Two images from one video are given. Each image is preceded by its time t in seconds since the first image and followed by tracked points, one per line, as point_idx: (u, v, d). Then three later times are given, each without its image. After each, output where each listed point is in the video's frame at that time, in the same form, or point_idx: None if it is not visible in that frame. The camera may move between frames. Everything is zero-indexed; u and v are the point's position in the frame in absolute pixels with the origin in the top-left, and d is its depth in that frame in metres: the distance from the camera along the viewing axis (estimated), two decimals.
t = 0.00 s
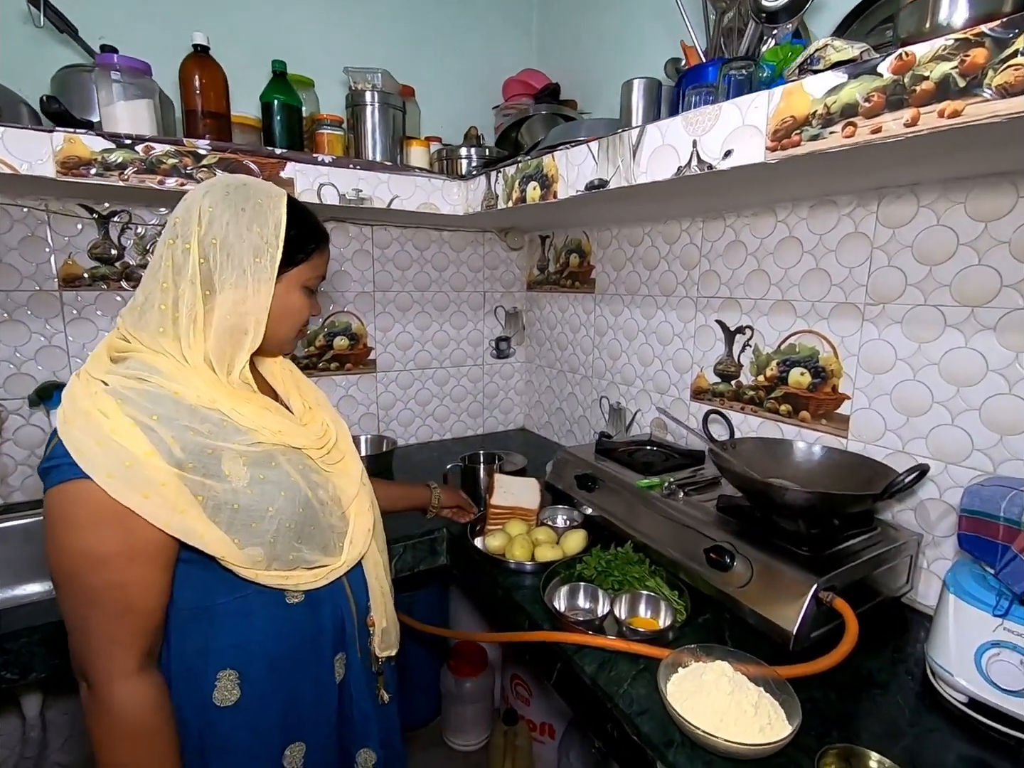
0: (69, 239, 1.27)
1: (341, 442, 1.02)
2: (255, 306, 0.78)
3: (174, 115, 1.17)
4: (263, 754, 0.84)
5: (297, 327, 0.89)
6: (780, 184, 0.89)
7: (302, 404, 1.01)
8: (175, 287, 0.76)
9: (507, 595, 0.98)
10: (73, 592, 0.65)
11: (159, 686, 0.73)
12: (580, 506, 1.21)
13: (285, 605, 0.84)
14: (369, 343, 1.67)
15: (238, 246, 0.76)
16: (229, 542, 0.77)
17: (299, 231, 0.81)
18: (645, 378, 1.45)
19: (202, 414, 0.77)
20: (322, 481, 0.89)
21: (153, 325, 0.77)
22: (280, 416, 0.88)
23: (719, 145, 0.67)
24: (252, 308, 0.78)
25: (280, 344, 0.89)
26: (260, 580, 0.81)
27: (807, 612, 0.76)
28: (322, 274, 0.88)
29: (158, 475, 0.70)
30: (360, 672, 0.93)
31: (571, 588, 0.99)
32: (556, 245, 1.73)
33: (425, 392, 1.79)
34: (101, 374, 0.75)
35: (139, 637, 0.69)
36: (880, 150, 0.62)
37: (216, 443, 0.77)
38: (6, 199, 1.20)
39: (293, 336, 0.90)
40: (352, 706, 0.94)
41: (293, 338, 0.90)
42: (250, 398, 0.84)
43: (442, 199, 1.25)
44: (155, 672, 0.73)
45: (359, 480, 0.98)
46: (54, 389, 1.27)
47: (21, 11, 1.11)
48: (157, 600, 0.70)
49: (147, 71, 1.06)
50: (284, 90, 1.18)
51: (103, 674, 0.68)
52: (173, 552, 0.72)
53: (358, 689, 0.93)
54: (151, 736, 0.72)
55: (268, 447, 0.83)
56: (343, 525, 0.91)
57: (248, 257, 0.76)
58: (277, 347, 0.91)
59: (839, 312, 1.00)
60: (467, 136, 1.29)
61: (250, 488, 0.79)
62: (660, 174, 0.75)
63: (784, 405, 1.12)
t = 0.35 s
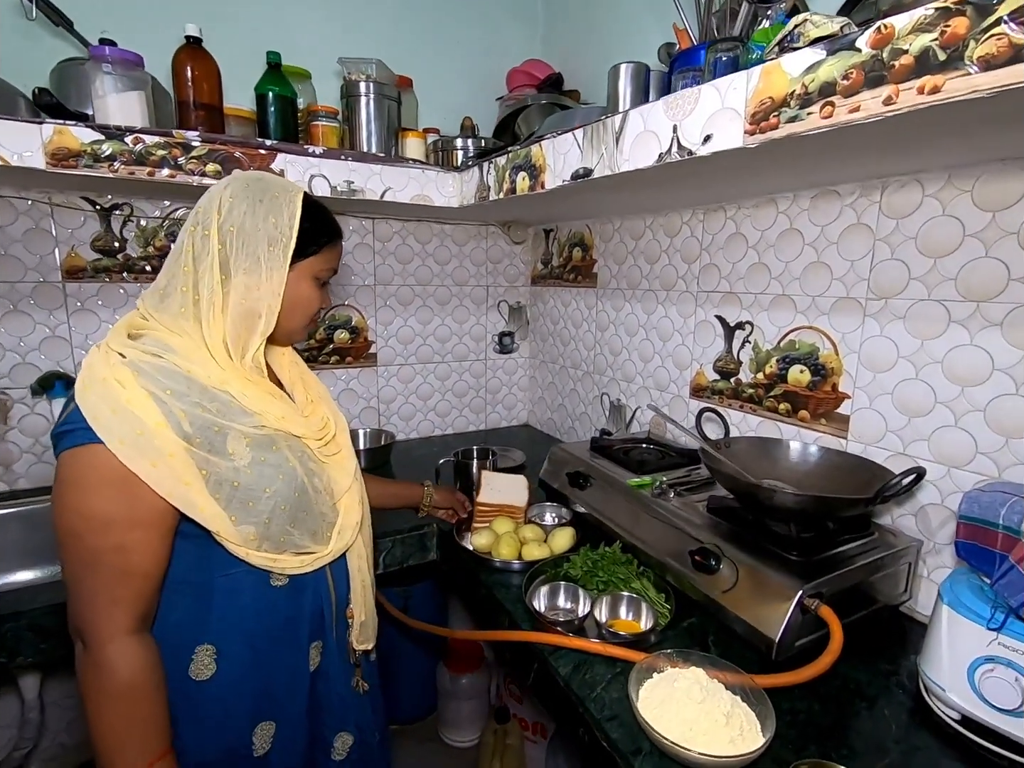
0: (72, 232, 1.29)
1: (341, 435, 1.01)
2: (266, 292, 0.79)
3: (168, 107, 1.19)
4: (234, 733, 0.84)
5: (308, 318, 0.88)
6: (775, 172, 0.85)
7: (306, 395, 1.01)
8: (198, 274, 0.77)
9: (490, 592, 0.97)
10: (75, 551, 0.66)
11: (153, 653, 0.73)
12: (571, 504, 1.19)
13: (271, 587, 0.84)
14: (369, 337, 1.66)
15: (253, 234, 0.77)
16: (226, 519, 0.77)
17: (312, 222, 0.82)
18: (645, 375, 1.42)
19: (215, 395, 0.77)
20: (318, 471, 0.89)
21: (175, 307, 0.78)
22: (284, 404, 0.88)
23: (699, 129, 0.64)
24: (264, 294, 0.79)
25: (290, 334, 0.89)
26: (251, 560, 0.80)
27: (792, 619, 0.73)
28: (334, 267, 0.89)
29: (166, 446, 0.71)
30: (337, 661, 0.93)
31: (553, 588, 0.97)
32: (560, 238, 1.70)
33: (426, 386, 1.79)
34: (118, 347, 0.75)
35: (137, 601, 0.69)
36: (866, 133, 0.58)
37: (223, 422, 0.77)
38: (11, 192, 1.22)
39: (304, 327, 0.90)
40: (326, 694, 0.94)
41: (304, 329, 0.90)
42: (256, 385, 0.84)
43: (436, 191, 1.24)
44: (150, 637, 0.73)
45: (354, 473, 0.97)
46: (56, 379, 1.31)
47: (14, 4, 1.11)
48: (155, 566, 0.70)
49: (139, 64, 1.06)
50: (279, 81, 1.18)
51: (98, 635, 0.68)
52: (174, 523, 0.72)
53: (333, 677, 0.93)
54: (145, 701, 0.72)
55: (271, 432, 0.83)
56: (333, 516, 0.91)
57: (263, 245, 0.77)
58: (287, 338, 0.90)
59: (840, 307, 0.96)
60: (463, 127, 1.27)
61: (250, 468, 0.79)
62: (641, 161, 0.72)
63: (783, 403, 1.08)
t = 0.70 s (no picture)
0: (81, 226, 1.31)
1: (343, 427, 1.01)
2: (273, 290, 0.79)
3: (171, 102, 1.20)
4: (229, 713, 0.84)
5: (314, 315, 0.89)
6: (777, 162, 0.82)
7: (308, 387, 1.01)
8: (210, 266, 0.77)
9: (483, 589, 0.96)
10: (88, 527, 0.65)
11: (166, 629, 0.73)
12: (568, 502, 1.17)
13: (269, 572, 0.84)
14: (375, 331, 1.67)
15: (264, 231, 0.77)
16: (229, 504, 0.77)
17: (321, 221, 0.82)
18: (650, 371, 1.39)
19: (222, 385, 0.78)
20: (318, 461, 0.89)
21: (186, 297, 0.79)
22: (288, 394, 0.88)
23: (688, 116, 0.61)
24: (273, 293, 0.79)
25: (295, 331, 0.89)
26: (252, 545, 0.80)
27: (784, 624, 0.70)
28: (340, 265, 0.89)
29: (175, 431, 0.71)
30: (331, 648, 0.92)
31: (543, 586, 0.95)
32: (567, 232, 1.68)
33: (432, 381, 1.78)
34: (130, 335, 0.76)
35: (148, 578, 0.69)
36: (863, 117, 0.55)
37: (228, 409, 0.77)
38: (23, 187, 1.24)
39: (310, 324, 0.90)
40: (318, 681, 0.93)
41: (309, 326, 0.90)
42: (258, 377, 0.84)
43: (436, 184, 1.23)
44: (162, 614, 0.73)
45: (355, 465, 0.97)
46: (65, 372, 1.35)
47: None
48: (165, 544, 0.70)
49: (142, 59, 1.07)
50: (280, 74, 1.18)
51: (112, 610, 0.68)
52: (180, 506, 0.72)
53: (327, 665, 0.93)
54: (161, 675, 0.71)
55: (273, 421, 0.83)
56: (331, 505, 0.90)
57: (274, 242, 0.77)
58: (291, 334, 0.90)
59: (846, 302, 0.93)
60: (464, 118, 1.26)
61: (253, 456, 0.79)
62: (632, 151, 0.70)
63: (787, 402, 1.04)
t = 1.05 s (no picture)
0: (91, 225, 1.32)
1: (351, 423, 1.00)
2: (275, 289, 0.78)
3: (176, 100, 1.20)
4: (244, 707, 0.84)
5: (317, 313, 0.88)
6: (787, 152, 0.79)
7: (315, 382, 1.00)
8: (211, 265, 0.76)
9: (487, 589, 0.95)
10: (95, 525, 0.66)
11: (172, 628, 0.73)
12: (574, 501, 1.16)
13: (281, 568, 0.83)
14: (383, 327, 1.66)
15: (267, 229, 0.76)
16: (237, 500, 0.77)
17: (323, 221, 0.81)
18: (659, 367, 1.37)
19: (224, 383, 0.77)
20: (325, 456, 0.89)
21: (188, 298, 0.78)
22: (293, 391, 0.87)
23: (690, 106, 0.59)
24: (275, 292, 0.78)
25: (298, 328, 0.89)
26: (261, 540, 0.80)
27: (792, 629, 0.68)
28: (342, 263, 0.88)
29: (179, 430, 0.71)
30: (345, 641, 0.92)
31: (546, 587, 0.93)
32: (576, 226, 1.65)
33: (441, 377, 1.78)
34: (134, 336, 0.76)
35: (154, 577, 0.69)
36: (875, 104, 0.53)
37: (232, 407, 0.77)
38: (34, 187, 1.26)
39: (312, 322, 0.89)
40: (334, 673, 0.93)
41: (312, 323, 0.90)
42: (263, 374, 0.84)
43: (441, 179, 1.21)
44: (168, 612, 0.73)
45: (363, 460, 0.97)
46: (78, 368, 1.35)
47: None
48: (172, 543, 0.70)
49: (146, 57, 1.07)
50: (284, 70, 1.17)
51: (118, 608, 0.68)
52: (187, 505, 0.72)
53: (341, 657, 0.93)
54: (164, 674, 0.71)
55: (279, 417, 0.83)
56: (340, 499, 0.90)
57: (277, 242, 0.76)
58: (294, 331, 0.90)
59: (861, 296, 0.90)
60: (469, 111, 1.25)
61: (260, 452, 0.79)
62: (635, 142, 0.68)
63: (799, 400, 1.02)
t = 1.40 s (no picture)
0: (99, 227, 1.32)
1: (358, 427, 0.99)
2: (275, 291, 0.76)
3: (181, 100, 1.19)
4: (259, 716, 0.83)
5: (321, 314, 0.87)
6: (806, 144, 0.76)
7: (321, 385, 0.99)
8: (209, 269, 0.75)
9: (497, 595, 0.93)
10: (98, 542, 0.65)
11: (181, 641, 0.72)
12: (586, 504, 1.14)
13: (290, 576, 0.82)
14: (391, 328, 1.65)
15: (264, 230, 0.74)
16: (241, 512, 0.76)
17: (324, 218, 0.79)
18: (672, 366, 1.34)
19: (224, 390, 0.76)
20: (332, 461, 0.87)
21: (188, 305, 0.77)
22: (298, 395, 0.86)
23: (705, 97, 0.57)
24: (274, 294, 0.77)
25: (303, 330, 0.87)
26: (268, 550, 0.79)
27: (814, 641, 0.65)
28: (346, 262, 0.86)
29: (178, 443, 0.70)
30: (359, 647, 0.91)
31: (557, 594, 0.92)
32: (586, 224, 1.63)
33: (450, 378, 1.76)
34: (132, 347, 0.75)
35: (160, 591, 0.68)
36: (903, 90, 0.50)
37: (234, 417, 0.76)
38: (42, 190, 1.26)
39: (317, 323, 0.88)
40: (349, 678, 0.92)
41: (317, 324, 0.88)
42: (267, 378, 0.82)
43: (448, 177, 1.20)
44: (176, 625, 0.72)
45: (371, 464, 0.95)
46: (86, 372, 1.36)
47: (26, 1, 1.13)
48: (176, 557, 0.69)
49: (150, 59, 1.06)
50: (289, 68, 1.16)
51: (125, 623, 0.67)
52: (191, 518, 0.71)
53: (355, 662, 0.91)
54: (176, 688, 0.70)
55: (283, 424, 0.81)
56: (348, 505, 0.89)
57: (275, 242, 0.75)
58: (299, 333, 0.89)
59: (883, 293, 0.86)
60: (476, 108, 1.23)
61: (263, 462, 0.78)
62: (647, 135, 0.66)
63: (818, 400, 0.98)
